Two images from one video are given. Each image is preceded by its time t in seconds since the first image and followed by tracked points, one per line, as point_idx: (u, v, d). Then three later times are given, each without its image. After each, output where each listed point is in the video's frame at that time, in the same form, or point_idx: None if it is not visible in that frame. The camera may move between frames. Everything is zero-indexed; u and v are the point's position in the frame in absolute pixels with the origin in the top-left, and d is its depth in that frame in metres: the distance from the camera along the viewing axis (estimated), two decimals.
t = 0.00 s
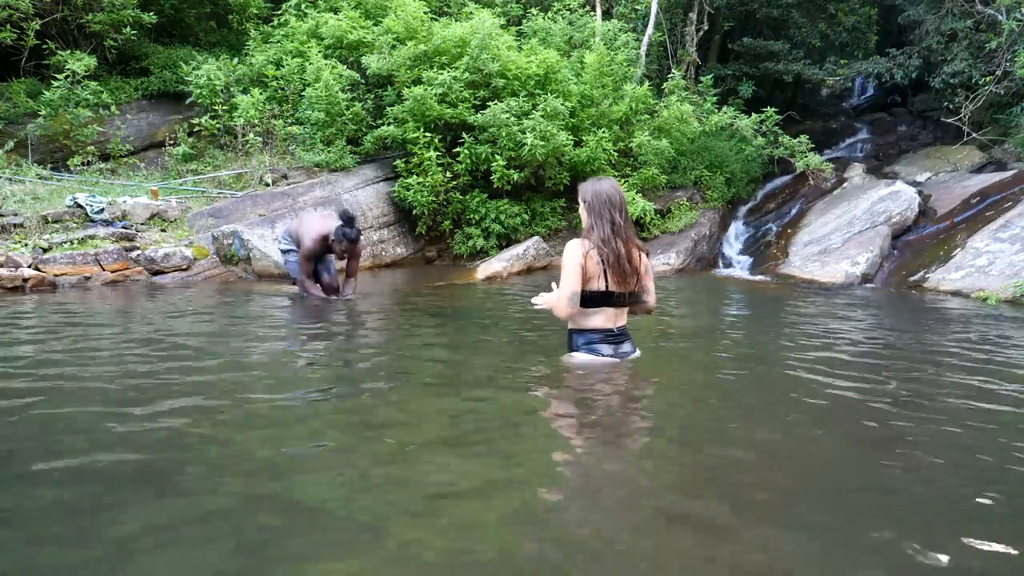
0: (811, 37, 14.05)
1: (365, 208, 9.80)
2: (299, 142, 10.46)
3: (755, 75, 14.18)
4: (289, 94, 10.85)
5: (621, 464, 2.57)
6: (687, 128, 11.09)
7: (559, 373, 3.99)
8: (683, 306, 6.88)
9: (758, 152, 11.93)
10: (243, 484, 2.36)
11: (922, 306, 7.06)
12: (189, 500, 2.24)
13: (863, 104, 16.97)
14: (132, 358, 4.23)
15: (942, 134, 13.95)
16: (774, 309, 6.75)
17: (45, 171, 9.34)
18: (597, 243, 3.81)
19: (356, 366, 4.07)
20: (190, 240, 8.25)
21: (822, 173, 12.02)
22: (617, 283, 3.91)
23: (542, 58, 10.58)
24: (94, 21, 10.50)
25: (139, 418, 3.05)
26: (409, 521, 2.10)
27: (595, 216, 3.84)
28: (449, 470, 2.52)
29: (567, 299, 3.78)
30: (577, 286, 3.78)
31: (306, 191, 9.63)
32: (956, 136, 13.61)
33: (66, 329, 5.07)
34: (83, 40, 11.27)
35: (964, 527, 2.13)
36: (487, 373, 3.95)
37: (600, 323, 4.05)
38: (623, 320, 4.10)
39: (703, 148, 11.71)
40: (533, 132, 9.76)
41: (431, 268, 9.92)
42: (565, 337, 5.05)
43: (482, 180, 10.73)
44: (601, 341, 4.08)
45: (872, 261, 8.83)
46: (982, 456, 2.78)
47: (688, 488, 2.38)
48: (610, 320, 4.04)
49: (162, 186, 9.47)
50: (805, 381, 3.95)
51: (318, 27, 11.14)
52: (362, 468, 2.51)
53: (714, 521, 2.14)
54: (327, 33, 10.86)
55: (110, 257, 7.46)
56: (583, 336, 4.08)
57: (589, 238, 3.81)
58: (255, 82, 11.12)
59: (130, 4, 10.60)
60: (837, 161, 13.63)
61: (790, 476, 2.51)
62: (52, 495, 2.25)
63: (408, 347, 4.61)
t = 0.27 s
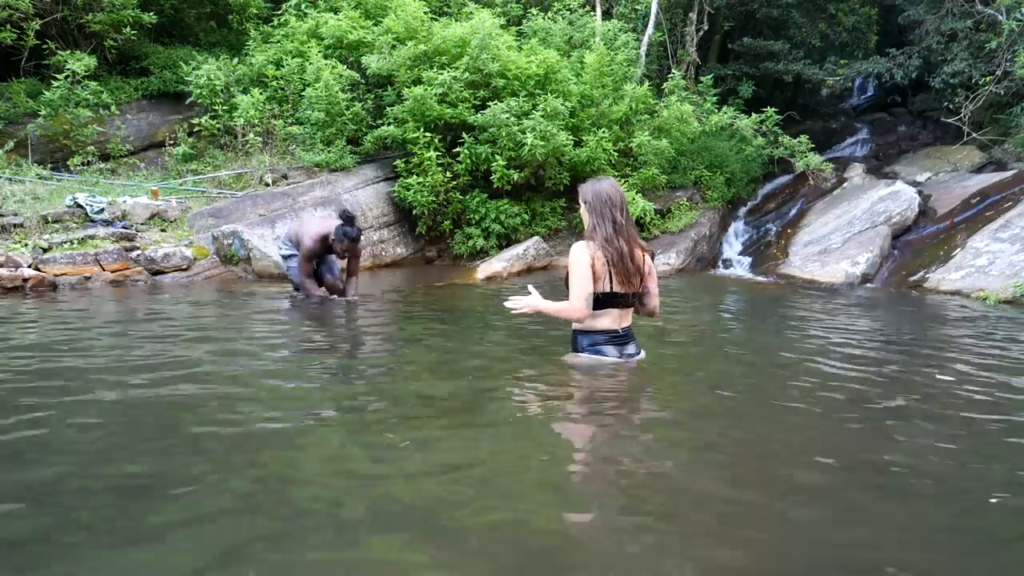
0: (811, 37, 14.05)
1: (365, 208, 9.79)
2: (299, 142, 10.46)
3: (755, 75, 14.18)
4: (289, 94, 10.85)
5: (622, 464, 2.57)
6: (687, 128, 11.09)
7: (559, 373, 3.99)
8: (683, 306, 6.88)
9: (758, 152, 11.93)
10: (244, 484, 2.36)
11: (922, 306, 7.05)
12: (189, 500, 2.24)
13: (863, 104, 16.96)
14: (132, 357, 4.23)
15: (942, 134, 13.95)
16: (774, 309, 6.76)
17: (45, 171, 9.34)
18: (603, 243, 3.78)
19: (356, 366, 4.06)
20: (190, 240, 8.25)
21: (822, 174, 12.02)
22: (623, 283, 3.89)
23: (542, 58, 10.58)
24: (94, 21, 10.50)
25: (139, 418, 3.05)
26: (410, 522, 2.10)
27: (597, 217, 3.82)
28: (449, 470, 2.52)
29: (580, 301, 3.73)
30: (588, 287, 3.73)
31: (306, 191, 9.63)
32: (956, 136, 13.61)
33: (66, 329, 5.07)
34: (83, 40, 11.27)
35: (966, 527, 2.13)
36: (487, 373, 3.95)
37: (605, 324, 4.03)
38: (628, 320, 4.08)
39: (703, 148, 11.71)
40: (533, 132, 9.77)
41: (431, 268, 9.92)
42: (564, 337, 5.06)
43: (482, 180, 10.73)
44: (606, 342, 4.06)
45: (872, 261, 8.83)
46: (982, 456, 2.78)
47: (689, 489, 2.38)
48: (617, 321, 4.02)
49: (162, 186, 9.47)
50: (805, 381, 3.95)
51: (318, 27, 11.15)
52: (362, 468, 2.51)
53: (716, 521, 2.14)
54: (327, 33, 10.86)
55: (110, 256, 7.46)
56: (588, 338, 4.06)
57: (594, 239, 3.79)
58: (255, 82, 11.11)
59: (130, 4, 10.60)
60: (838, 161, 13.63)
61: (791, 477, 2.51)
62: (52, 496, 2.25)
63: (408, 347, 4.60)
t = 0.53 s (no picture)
0: (811, 37, 14.05)
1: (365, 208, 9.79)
2: (299, 142, 10.46)
3: (755, 75, 14.18)
4: (289, 94, 10.85)
5: (622, 464, 2.57)
6: (687, 128, 11.09)
7: (560, 373, 3.99)
8: (683, 306, 6.88)
9: (758, 152, 11.94)
10: (246, 485, 2.37)
11: (922, 306, 7.06)
12: (191, 501, 2.24)
13: (863, 104, 16.97)
14: (132, 358, 4.22)
15: (942, 134, 13.96)
16: (774, 309, 6.76)
17: (45, 171, 9.34)
18: (607, 244, 3.79)
19: (357, 366, 4.06)
20: (190, 240, 8.25)
21: (822, 173, 12.03)
22: (626, 284, 3.91)
23: (542, 58, 10.58)
24: (94, 21, 10.50)
25: (139, 419, 3.05)
26: (412, 521, 2.11)
27: (598, 218, 3.83)
28: (451, 470, 2.52)
29: (591, 303, 3.71)
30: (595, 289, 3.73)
31: (306, 191, 9.63)
32: (956, 136, 13.62)
33: (66, 329, 5.07)
34: (83, 40, 11.26)
35: (966, 525, 2.14)
36: (488, 373, 3.95)
37: (610, 324, 4.06)
38: (633, 319, 4.10)
39: (703, 148, 11.71)
40: (533, 132, 9.77)
41: (431, 268, 9.92)
42: (565, 337, 5.06)
43: (482, 180, 10.72)
44: (612, 342, 4.09)
45: (872, 261, 8.84)
46: (983, 455, 2.79)
47: (690, 488, 2.38)
48: (622, 319, 4.04)
49: (162, 186, 9.46)
50: (806, 381, 3.95)
51: (318, 27, 11.15)
52: (364, 468, 2.51)
53: (716, 521, 2.14)
54: (328, 33, 10.87)
55: (110, 256, 7.46)
56: (592, 338, 4.09)
57: (597, 240, 3.79)
58: (255, 82, 11.11)
59: (130, 4, 10.60)
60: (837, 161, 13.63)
61: (792, 476, 2.52)
62: (54, 497, 2.25)
63: (409, 347, 4.61)
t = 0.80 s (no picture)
0: (811, 37, 14.05)
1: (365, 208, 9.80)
2: (299, 142, 10.46)
3: (755, 75, 14.17)
4: (289, 94, 10.85)
5: (621, 464, 2.58)
6: (687, 128, 11.09)
7: (559, 373, 3.99)
8: (683, 306, 6.88)
9: (758, 152, 11.93)
10: (244, 485, 2.37)
11: (922, 306, 7.06)
12: (189, 501, 2.24)
13: (863, 104, 16.96)
14: (131, 358, 4.23)
15: (942, 134, 13.95)
16: (774, 309, 6.76)
17: (45, 171, 9.35)
18: (611, 244, 3.80)
19: (356, 366, 4.07)
20: (190, 240, 8.26)
21: (823, 173, 12.03)
22: (630, 284, 3.92)
23: (542, 58, 10.58)
24: (94, 21, 10.50)
25: (138, 419, 3.05)
26: (409, 522, 2.11)
27: (603, 218, 3.84)
28: (449, 470, 2.52)
29: (596, 302, 3.71)
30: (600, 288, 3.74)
31: (306, 191, 9.63)
32: (956, 136, 13.61)
33: (66, 329, 5.07)
34: (83, 40, 11.27)
35: (963, 527, 2.13)
36: (487, 373, 3.95)
37: (614, 324, 4.05)
38: (637, 320, 4.10)
39: (703, 148, 11.71)
40: (533, 132, 9.77)
41: (431, 268, 9.92)
42: (564, 337, 5.06)
43: (482, 180, 10.72)
44: (617, 343, 4.08)
45: (872, 261, 8.84)
46: (981, 456, 2.78)
47: (688, 488, 2.38)
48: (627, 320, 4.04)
49: (162, 186, 9.47)
50: (805, 381, 3.95)
51: (318, 27, 11.15)
52: (362, 468, 2.51)
53: (714, 521, 2.14)
54: (327, 33, 10.87)
55: (110, 256, 7.46)
56: (596, 338, 4.08)
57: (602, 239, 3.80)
58: (255, 82, 11.11)
59: (130, 4, 10.60)
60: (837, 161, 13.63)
61: (790, 476, 2.52)
62: (51, 498, 2.26)
63: (408, 347, 4.61)
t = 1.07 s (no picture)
0: (811, 37, 14.06)
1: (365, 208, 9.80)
2: (299, 142, 10.46)
3: (755, 75, 14.18)
4: (289, 94, 10.84)
5: (622, 464, 2.57)
6: (687, 128, 11.09)
7: (560, 373, 3.99)
8: (683, 306, 6.87)
9: (758, 152, 11.94)
10: (244, 485, 2.36)
11: (922, 306, 7.06)
12: (189, 501, 2.24)
13: (863, 104, 16.96)
14: (132, 357, 4.23)
15: (942, 135, 13.96)
16: (774, 309, 6.75)
17: (45, 171, 9.34)
18: (616, 241, 3.80)
19: (356, 366, 4.07)
20: (190, 240, 8.25)
21: (822, 174, 12.03)
22: (632, 283, 3.91)
23: (542, 58, 10.58)
24: (94, 21, 10.49)
25: (139, 419, 3.05)
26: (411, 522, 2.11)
27: (608, 216, 3.84)
28: (450, 470, 2.52)
29: (598, 300, 3.72)
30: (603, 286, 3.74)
31: (306, 191, 9.63)
32: (956, 136, 13.61)
33: (67, 329, 5.07)
34: (83, 40, 11.26)
35: (965, 527, 2.13)
36: (487, 374, 3.95)
37: (615, 324, 4.05)
38: (638, 321, 4.10)
39: (703, 148, 11.71)
40: (533, 132, 9.77)
41: (431, 268, 9.91)
42: (564, 337, 5.06)
43: (482, 180, 10.72)
44: (618, 343, 4.07)
45: (872, 261, 8.84)
46: (983, 456, 2.78)
47: (689, 489, 2.37)
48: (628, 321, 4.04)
49: (162, 186, 9.47)
50: (806, 381, 3.95)
51: (318, 27, 11.15)
52: (362, 468, 2.51)
53: (716, 521, 2.14)
54: (328, 33, 10.87)
55: (111, 256, 7.46)
56: (598, 338, 4.07)
57: (607, 236, 3.81)
58: (255, 82, 11.10)
59: (130, 4, 10.60)
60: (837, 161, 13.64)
61: (792, 477, 2.51)
62: (52, 497, 2.25)
63: (409, 347, 4.60)
